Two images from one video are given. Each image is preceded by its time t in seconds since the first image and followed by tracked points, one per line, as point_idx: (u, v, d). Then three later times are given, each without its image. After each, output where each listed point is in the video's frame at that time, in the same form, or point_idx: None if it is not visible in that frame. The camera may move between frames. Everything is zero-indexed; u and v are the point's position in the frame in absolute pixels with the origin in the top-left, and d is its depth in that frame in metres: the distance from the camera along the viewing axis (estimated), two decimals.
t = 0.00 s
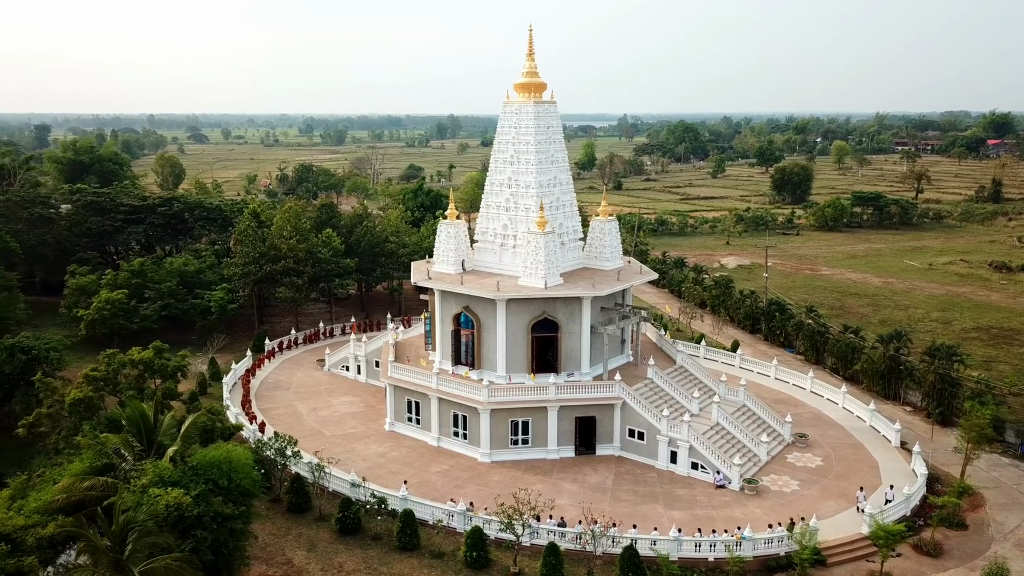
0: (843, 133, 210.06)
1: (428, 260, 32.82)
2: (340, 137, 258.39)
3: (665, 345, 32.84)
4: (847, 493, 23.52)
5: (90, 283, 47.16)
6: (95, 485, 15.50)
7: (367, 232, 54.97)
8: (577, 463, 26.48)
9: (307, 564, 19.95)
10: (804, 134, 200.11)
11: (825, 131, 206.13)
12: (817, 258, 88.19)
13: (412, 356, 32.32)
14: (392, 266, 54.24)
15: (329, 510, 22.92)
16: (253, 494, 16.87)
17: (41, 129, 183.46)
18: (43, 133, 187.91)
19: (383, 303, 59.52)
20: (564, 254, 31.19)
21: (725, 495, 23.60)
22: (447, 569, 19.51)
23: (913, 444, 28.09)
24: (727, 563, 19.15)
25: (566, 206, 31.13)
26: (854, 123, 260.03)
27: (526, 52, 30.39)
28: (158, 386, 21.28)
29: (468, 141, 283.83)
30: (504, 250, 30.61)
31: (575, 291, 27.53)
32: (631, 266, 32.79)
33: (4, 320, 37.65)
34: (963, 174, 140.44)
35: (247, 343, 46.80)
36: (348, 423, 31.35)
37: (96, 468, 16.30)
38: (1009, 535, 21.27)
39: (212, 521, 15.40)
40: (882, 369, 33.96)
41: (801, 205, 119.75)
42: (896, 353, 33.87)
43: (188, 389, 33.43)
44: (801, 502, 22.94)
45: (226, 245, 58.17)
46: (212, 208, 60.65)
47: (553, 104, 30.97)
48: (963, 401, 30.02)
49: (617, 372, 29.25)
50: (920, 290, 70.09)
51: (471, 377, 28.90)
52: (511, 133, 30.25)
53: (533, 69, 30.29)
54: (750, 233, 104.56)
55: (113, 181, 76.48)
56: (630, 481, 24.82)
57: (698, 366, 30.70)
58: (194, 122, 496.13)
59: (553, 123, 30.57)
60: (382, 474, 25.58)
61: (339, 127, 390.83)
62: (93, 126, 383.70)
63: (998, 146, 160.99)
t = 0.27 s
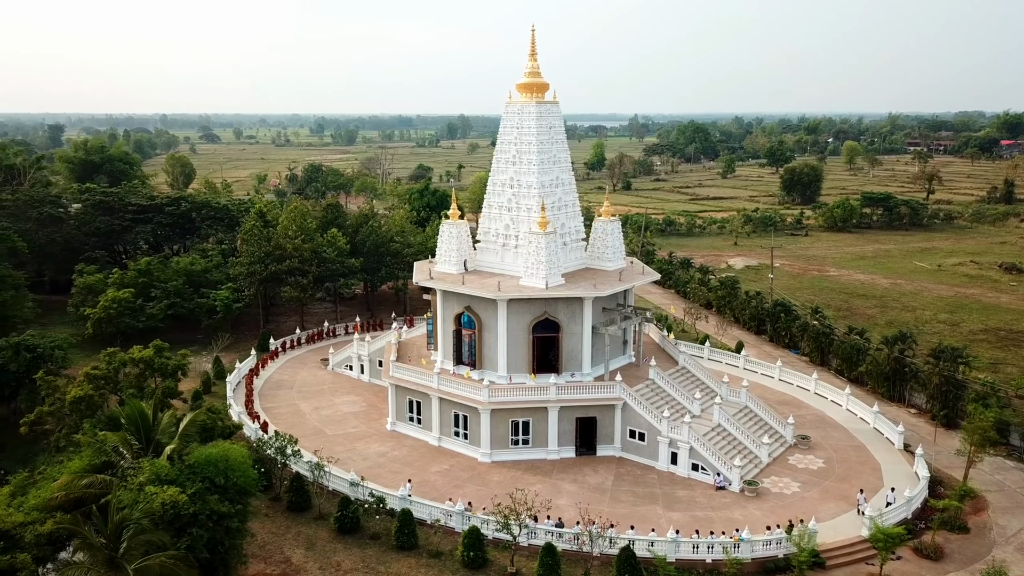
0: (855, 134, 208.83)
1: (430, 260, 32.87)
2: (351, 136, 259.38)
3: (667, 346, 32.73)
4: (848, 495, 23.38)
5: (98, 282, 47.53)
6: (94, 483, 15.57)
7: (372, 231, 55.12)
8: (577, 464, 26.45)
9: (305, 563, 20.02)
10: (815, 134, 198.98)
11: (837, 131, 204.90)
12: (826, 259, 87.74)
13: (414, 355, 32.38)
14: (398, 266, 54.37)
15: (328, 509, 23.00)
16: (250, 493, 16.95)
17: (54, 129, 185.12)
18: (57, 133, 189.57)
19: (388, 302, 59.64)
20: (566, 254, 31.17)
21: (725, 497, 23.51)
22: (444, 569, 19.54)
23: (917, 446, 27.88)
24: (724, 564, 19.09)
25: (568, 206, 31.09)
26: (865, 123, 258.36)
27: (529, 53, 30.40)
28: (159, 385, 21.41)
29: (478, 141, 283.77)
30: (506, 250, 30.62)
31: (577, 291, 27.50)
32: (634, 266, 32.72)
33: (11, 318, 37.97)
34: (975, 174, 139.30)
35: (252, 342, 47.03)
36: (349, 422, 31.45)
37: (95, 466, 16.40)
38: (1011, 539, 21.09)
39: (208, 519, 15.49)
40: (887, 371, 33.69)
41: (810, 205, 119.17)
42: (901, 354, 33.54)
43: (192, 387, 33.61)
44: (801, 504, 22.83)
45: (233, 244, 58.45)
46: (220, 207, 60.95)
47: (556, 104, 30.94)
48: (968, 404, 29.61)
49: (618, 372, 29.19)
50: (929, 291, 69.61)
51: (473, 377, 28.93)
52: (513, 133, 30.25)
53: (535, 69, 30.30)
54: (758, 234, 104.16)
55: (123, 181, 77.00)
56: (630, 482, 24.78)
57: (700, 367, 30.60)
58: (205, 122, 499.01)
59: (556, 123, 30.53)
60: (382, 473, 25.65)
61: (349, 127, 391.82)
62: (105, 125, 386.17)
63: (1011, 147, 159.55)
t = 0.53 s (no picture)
0: (866, 134, 207.54)
1: (432, 260, 32.91)
2: (360, 136, 260.24)
3: (669, 346, 32.65)
4: (848, 497, 23.25)
5: (105, 281, 47.88)
6: (92, 481, 15.70)
7: (377, 231, 55.25)
8: (577, 464, 26.42)
9: (303, 561, 20.10)
10: (827, 133, 197.81)
11: (848, 131, 203.73)
12: (834, 260, 87.29)
13: (416, 355, 32.43)
14: (402, 266, 54.48)
15: (328, 508, 23.08)
16: (246, 491, 17.02)
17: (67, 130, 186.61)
18: (69, 133, 191.15)
19: (393, 302, 59.76)
20: (568, 254, 31.15)
21: (724, 498, 23.44)
22: (441, 568, 19.56)
23: (920, 448, 27.71)
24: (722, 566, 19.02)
25: (569, 206, 31.06)
26: (877, 123, 256.65)
27: (531, 52, 30.38)
28: (160, 383, 21.54)
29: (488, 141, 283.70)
30: (508, 249, 30.63)
31: (578, 292, 27.48)
32: (636, 267, 32.66)
33: (18, 317, 38.29)
34: (987, 175, 138.15)
35: (256, 341, 47.24)
36: (351, 421, 31.54)
37: (93, 464, 16.51)
38: (1012, 543, 20.93)
39: (204, 517, 15.57)
40: (891, 372, 33.51)
41: (819, 205, 118.54)
42: (905, 355, 33.38)
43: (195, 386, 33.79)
44: (801, 506, 22.73)
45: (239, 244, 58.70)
46: (227, 207, 61.19)
47: (558, 104, 30.90)
48: (971, 405, 29.49)
49: (619, 373, 29.15)
50: (937, 292, 69.12)
51: (473, 377, 28.94)
52: (514, 133, 30.24)
53: (537, 69, 30.28)
54: (766, 234, 103.71)
55: (132, 180, 77.47)
56: (629, 483, 24.74)
57: (702, 367, 30.51)
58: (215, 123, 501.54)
59: (558, 123, 30.51)
60: (382, 472, 25.71)
61: (358, 126, 392.69)
62: (117, 125, 388.60)
63: None
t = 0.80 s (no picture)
0: (875, 133, 206.41)
1: (433, 260, 32.94)
2: (369, 136, 260.96)
3: (670, 347, 32.58)
4: (847, 498, 23.15)
5: (110, 280, 48.19)
6: (89, 478, 15.82)
7: (381, 231, 55.36)
8: (576, 464, 26.39)
9: (299, 560, 20.17)
10: (836, 134, 196.74)
11: (858, 131, 202.69)
12: (841, 260, 86.89)
13: (417, 354, 32.48)
14: (406, 265, 54.54)
15: (325, 507, 23.15)
16: (241, 489, 17.09)
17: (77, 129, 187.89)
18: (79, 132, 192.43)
19: (397, 301, 59.86)
20: (568, 254, 31.13)
21: (722, 499, 23.37)
22: (437, 567, 19.58)
23: (921, 450, 27.56)
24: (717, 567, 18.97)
25: (570, 206, 31.05)
26: (886, 123, 255.22)
27: (532, 52, 30.37)
28: (159, 382, 21.66)
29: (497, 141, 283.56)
30: (508, 249, 30.63)
31: (577, 292, 27.46)
32: (636, 267, 32.59)
33: (23, 315, 38.56)
34: (997, 175, 137.18)
35: (260, 340, 47.42)
36: (352, 420, 31.63)
37: (90, 461, 16.63)
38: (1012, 545, 20.79)
39: (198, 514, 15.65)
40: (893, 374, 33.36)
41: (827, 205, 118.02)
42: (908, 357, 33.22)
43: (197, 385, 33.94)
44: (799, 507, 22.65)
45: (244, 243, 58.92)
46: (232, 206, 61.39)
47: (559, 104, 30.88)
48: (973, 407, 29.36)
49: (619, 373, 29.10)
50: (944, 293, 68.71)
51: (473, 377, 28.96)
52: (515, 133, 30.25)
53: (538, 69, 30.26)
54: (773, 235, 103.33)
55: (140, 179, 77.92)
56: (627, 483, 24.70)
57: (702, 368, 30.43)
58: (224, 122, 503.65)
59: (558, 123, 30.50)
60: (381, 472, 25.77)
61: (367, 126, 393.43)
62: (127, 126, 390.57)
63: None
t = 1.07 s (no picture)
0: (884, 134, 205.48)
1: (432, 260, 32.97)
2: (376, 136, 261.56)
3: (669, 347, 32.51)
4: (844, 500, 23.07)
5: (114, 279, 48.44)
6: (83, 476, 15.88)
7: (383, 230, 55.44)
8: (573, 464, 26.39)
9: (295, 558, 20.22)
10: (845, 134, 195.84)
11: (866, 132, 201.74)
12: (846, 261, 86.58)
13: (416, 354, 32.53)
14: (408, 265, 54.61)
15: (322, 506, 23.21)
16: (235, 488, 17.14)
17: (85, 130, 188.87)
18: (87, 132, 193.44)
19: (399, 301, 59.95)
20: (567, 254, 31.11)
21: (719, 500, 23.33)
22: (431, 567, 19.61)
23: (920, 451, 27.44)
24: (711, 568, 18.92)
25: (569, 207, 31.03)
26: (894, 123, 254.05)
27: (531, 52, 30.34)
28: (156, 381, 21.75)
29: (504, 141, 283.50)
30: (507, 249, 30.63)
31: (575, 292, 27.44)
32: (636, 267, 32.54)
33: (27, 314, 38.79)
34: (1005, 176, 136.40)
35: (261, 339, 47.59)
36: (351, 420, 31.69)
37: (85, 459, 16.72)
38: (1009, 547, 20.69)
39: (192, 513, 15.72)
40: (894, 375, 33.23)
41: (833, 205, 117.60)
42: (909, 358, 33.10)
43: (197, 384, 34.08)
44: (796, 508, 22.59)
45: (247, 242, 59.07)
46: (236, 206, 61.53)
47: (558, 104, 30.85)
48: (974, 409, 29.24)
49: (617, 373, 29.07)
50: (949, 294, 68.39)
51: (471, 377, 28.98)
52: (514, 133, 30.23)
53: (537, 69, 30.23)
54: (778, 235, 103.03)
55: (147, 179, 78.32)
56: (624, 483, 24.67)
57: (701, 368, 30.38)
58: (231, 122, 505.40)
59: (558, 123, 30.48)
60: (378, 471, 25.82)
61: (374, 126, 393.97)
62: (136, 125, 392.12)
63: None
